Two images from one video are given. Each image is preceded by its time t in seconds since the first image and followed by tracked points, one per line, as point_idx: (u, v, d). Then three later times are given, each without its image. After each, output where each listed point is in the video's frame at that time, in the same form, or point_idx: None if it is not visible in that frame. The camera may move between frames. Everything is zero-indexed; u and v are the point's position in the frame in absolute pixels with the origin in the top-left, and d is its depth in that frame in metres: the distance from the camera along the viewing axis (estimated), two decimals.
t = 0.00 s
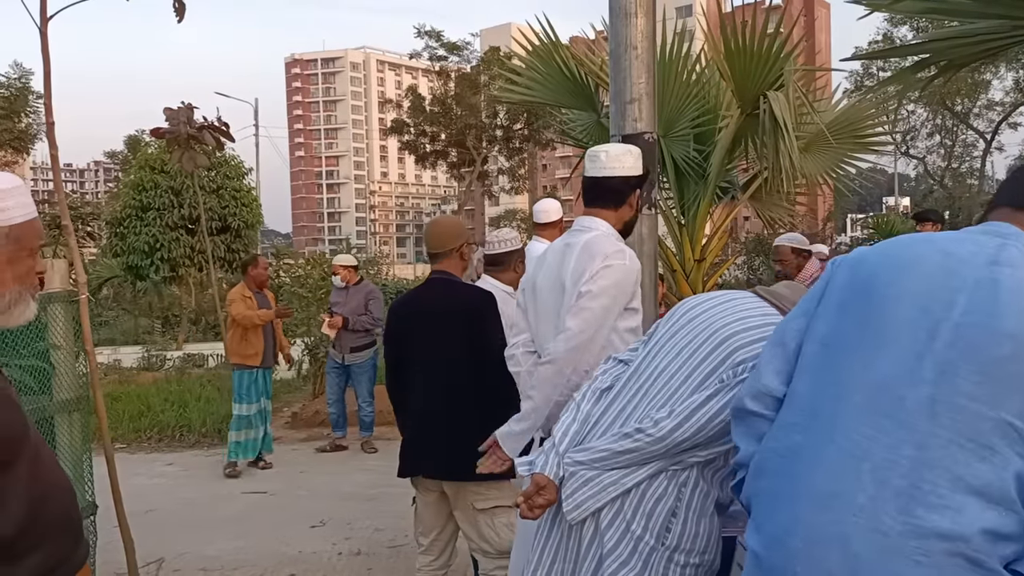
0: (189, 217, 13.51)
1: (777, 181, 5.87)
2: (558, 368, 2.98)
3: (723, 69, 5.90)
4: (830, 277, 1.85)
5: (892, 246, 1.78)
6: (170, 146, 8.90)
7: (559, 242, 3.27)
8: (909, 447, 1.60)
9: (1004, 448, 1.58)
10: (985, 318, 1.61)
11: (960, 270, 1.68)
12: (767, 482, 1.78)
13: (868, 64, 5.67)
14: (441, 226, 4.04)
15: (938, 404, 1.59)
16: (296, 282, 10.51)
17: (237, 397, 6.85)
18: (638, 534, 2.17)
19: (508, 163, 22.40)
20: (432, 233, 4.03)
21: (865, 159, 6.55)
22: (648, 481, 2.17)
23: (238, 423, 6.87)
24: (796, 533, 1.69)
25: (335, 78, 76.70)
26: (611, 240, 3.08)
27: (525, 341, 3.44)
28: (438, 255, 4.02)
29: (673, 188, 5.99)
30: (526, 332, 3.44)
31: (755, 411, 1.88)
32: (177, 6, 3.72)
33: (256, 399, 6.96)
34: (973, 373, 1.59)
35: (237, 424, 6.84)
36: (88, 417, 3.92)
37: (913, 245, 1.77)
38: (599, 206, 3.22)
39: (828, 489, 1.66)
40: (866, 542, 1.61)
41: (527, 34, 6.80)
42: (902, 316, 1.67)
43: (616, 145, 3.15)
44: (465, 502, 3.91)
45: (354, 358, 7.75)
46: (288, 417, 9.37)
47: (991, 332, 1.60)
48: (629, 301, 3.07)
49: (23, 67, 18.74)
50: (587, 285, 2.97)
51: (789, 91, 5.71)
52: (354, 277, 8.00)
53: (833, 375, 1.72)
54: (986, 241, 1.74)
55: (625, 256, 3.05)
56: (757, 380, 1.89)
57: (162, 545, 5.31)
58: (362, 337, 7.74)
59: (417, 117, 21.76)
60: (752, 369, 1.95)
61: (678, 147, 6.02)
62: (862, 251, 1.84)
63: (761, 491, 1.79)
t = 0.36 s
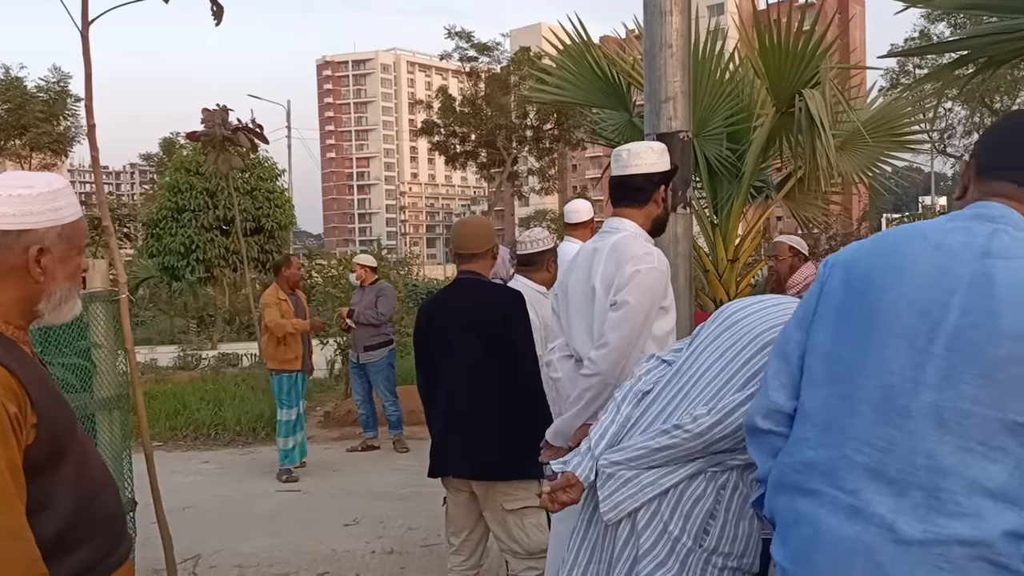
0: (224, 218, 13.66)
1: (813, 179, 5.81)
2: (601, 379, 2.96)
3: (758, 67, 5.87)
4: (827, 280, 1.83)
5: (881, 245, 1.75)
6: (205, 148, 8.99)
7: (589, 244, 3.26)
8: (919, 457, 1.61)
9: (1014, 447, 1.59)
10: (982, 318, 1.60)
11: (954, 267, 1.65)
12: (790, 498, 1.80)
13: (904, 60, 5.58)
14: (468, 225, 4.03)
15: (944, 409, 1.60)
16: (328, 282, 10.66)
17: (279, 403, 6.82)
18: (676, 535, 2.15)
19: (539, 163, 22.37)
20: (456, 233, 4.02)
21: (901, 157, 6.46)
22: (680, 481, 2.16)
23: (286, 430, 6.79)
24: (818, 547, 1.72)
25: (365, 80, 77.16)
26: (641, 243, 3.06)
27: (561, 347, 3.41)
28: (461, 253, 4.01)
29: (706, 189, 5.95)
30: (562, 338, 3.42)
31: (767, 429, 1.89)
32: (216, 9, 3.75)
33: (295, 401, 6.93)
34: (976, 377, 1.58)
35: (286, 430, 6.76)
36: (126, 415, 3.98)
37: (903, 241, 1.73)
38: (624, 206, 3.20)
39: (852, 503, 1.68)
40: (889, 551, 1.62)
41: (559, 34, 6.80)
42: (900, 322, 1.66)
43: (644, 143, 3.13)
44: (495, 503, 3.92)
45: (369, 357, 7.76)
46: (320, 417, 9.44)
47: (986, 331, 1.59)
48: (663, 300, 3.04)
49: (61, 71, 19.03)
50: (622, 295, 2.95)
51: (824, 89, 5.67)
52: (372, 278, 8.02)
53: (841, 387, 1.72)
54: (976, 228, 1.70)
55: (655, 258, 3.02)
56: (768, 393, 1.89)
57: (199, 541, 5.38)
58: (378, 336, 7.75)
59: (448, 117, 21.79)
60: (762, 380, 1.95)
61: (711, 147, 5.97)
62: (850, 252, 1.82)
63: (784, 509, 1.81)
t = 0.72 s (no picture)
0: (259, 219, 13.82)
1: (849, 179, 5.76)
2: (637, 380, 2.96)
3: (793, 66, 5.83)
4: (786, 303, 1.62)
5: (835, 252, 1.57)
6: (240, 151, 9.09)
7: (624, 244, 3.26)
8: (909, 458, 1.44)
9: (1000, 433, 1.42)
10: (940, 313, 1.45)
11: (905, 265, 1.50)
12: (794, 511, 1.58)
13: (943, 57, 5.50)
14: (497, 224, 4.04)
15: (925, 409, 1.44)
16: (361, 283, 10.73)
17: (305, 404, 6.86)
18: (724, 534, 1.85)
19: (569, 164, 22.37)
20: (485, 232, 4.03)
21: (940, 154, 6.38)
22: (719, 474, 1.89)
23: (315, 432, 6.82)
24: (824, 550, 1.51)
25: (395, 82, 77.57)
26: (674, 243, 3.05)
27: (596, 348, 3.40)
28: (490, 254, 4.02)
29: (741, 189, 5.92)
30: (596, 339, 3.41)
31: (761, 449, 1.64)
32: (255, 14, 3.78)
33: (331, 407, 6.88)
34: (949, 367, 1.43)
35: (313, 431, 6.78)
36: (168, 412, 4.05)
37: (850, 244, 1.57)
38: (655, 202, 3.19)
39: (854, 501, 1.48)
40: (900, 556, 1.43)
41: (591, 34, 6.79)
42: (866, 329, 1.50)
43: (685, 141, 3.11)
44: (528, 503, 3.90)
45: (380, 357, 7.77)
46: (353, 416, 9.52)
47: (948, 326, 1.44)
48: (698, 300, 3.02)
49: (101, 75, 19.36)
50: (658, 295, 2.95)
51: (861, 87, 5.63)
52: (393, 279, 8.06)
53: (820, 403, 1.53)
54: (919, 218, 1.54)
55: (690, 258, 3.01)
56: (752, 415, 1.65)
57: (235, 538, 5.44)
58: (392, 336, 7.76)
59: (478, 119, 21.83)
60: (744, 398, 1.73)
61: (745, 145, 5.93)
62: (803, 260, 1.63)
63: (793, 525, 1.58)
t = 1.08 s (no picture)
0: (297, 221, 13.98)
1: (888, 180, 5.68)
2: (678, 383, 2.98)
3: (833, 65, 5.79)
4: (790, 317, 1.60)
5: (830, 265, 1.55)
6: (279, 154, 9.21)
7: (664, 247, 3.26)
8: (917, 467, 1.42)
9: (1005, 439, 1.38)
10: (935, 323, 1.42)
11: (898, 276, 1.47)
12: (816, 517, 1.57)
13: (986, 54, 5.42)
14: (537, 226, 4.08)
15: (930, 418, 1.41)
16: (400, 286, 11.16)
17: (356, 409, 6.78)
18: (749, 540, 1.83)
19: (604, 165, 22.32)
20: (525, 234, 4.09)
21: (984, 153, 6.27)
22: (746, 477, 1.86)
23: (360, 434, 6.75)
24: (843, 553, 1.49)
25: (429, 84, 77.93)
26: (716, 246, 3.03)
27: (636, 350, 3.40)
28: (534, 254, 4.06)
29: (780, 190, 5.87)
30: (635, 340, 3.42)
31: (777, 465, 1.62)
32: (296, 20, 3.84)
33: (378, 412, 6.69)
34: (948, 377, 1.40)
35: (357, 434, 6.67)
36: (212, 411, 4.13)
37: (845, 256, 1.54)
38: (698, 204, 3.18)
39: (872, 507, 1.47)
40: (919, 561, 1.41)
41: (626, 35, 6.79)
42: (867, 342, 1.47)
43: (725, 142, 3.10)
44: (560, 507, 3.85)
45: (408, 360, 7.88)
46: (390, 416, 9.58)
47: (944, 334, 1.41)
48: (742, 303, 3.03)
49: (143, 80, 19.70)
50: (701, 298, 2.96)
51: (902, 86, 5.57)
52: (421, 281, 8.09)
53: (829, 416, 1.51)
54: (909, 225, 1.52)
55: (732, 261, 3.00)
56: (767, 427, 1.63)
57: (275, 536, 5.52)
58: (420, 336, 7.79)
59: (511, 120, 21.79)
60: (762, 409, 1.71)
61: (784, 145, 5.85)
62: (804, 273, 1.61)
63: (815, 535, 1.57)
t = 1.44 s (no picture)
0: (320, 223, 14.06)
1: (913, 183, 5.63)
2: (703, 390, 2.98)
3: (859, 66, 5.74)
4: (817, 330, 1.58)
5: (855, 277, 1.52)
6: (303, 157, 9.28)
7: (688, 252, 3.26)
8: (958, 483, 1.41)
9: None
10: (970, 338, 1.40)
11: (929, 289, 1.45)
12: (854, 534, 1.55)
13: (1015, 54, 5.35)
14: (561, 231, 4.12)
15: (967, 435, 1.40)
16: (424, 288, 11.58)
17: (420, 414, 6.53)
18: (765, 547, 1.80)
19: (626, 166, 22.25)
20: (551, 240, 4.11)
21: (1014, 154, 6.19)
22: (761, 483, 1.83)
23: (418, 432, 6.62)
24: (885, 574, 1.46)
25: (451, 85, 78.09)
26: (744, 251, 3.02)
27: (660, 354, 3.40)
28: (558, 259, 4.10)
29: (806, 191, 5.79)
30: (660, 344, 3.41)
31: (810, 478, 1.60)
32: (322, 27, 3.86)
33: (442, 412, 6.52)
34: (986, 394, 1.39)
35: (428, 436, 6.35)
36: (239, 413, 4.17)
37: (872, 268, 1.52)
38: (725, 209, 3.17)
39: (915, 523, 1.45)
40: None
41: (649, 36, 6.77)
42: (900, 356, 1.45)
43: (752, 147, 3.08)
44: (580, 513, 3.85)
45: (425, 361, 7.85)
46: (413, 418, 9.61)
47: (981, 349, 1.39)
48: (768, 309, 3.02)
49: (168, 84, 19.87)
50: (727, 304, 2.95)
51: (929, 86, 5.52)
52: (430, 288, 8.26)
53: (861, 432, 1.49)
54: (937, 236, 1.50)
55: (760, 266, 2.99)
56: (799, 443, 1.61)
57: (300, 537, 5.57)
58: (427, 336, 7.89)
59: (533, 121, 21.73)
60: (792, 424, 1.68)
61: (809, 147, 5.81)
62: (828, 287, 1.58)
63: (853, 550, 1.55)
